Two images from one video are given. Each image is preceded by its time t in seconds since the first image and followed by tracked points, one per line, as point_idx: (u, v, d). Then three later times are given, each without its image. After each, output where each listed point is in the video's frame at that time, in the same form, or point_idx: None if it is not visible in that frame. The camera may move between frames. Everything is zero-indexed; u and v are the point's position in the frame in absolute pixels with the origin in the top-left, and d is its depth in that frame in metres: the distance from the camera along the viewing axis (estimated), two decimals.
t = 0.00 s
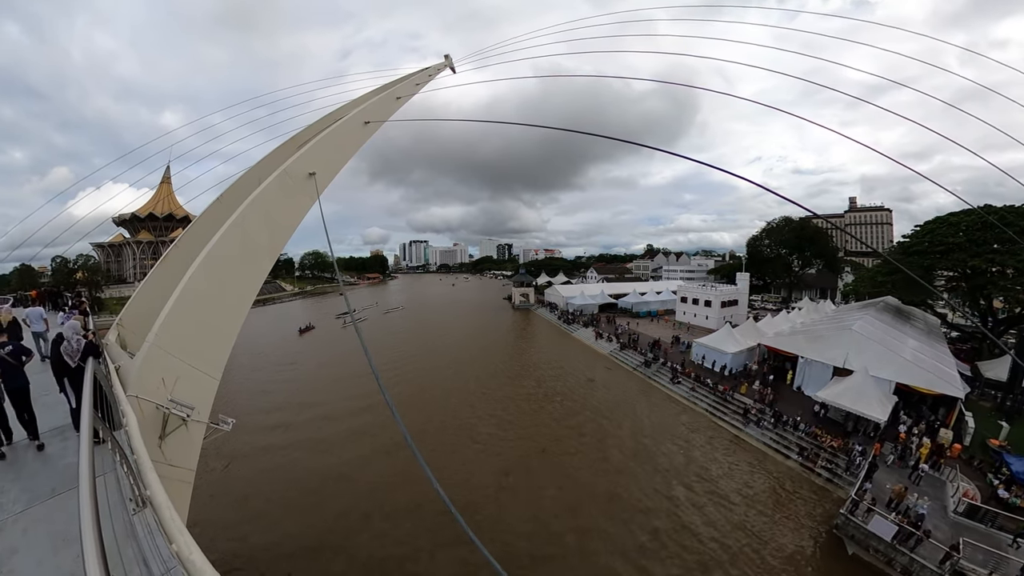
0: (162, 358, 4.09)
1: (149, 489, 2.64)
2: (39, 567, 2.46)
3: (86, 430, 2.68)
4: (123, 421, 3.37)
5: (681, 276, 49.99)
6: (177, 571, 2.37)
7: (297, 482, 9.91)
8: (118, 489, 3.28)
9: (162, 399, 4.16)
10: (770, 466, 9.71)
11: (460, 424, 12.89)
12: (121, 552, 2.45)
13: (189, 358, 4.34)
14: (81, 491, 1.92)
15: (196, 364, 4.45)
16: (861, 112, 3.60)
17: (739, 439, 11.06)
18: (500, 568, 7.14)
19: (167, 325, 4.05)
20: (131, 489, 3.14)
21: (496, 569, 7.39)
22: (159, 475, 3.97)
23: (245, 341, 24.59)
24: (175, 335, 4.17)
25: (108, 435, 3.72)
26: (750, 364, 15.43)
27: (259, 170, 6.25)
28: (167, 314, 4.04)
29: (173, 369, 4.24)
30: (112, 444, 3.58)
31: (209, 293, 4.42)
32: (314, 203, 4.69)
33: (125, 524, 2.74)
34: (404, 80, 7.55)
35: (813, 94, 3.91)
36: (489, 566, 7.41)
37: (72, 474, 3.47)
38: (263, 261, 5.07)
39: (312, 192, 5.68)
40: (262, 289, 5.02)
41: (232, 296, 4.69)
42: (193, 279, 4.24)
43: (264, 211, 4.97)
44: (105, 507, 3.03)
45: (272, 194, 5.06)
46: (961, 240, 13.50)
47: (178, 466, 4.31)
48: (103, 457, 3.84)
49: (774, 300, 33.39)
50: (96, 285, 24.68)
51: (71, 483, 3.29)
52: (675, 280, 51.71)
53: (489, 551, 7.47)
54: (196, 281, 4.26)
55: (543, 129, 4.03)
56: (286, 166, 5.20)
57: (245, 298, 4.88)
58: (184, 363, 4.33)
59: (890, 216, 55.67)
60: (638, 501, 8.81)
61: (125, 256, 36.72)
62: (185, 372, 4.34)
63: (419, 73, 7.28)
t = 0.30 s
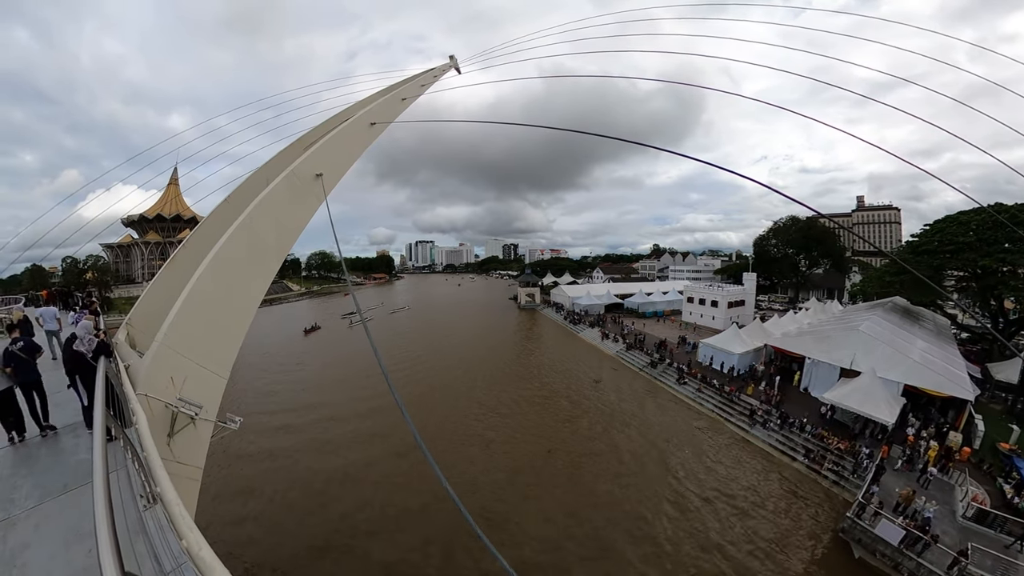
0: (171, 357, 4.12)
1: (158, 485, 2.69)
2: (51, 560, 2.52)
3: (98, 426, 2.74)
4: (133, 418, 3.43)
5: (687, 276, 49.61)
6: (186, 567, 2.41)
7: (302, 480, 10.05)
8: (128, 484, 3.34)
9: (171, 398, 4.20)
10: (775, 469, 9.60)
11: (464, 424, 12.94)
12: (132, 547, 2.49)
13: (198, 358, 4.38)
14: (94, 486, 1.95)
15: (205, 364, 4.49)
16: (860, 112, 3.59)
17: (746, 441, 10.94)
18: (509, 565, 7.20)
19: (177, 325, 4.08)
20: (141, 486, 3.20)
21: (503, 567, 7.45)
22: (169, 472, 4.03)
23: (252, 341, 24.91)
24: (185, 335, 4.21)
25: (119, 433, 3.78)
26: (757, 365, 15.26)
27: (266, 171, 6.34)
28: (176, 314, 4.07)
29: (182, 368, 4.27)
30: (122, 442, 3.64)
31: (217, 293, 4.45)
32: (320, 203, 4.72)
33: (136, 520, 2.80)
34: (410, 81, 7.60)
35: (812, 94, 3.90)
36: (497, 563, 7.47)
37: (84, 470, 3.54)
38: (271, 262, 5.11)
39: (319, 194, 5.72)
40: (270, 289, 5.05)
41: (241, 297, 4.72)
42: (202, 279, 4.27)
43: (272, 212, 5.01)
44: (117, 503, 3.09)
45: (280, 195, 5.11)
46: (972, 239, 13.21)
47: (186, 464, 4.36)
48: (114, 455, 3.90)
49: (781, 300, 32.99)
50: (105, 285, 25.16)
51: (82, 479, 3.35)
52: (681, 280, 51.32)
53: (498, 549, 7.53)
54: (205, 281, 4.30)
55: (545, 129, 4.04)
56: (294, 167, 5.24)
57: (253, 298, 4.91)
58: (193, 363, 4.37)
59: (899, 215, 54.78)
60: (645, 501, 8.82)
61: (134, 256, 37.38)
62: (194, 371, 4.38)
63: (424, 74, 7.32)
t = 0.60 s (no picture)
0: (179, 356, 4.17)
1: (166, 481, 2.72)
2: (62, 554, 2.58)
3: (108, 422, 2.79)
4: (141, 416, 3.49)
5: (693, 276, 49.21)
6: (194, 563, 2.44)
7: (307, 478, 10.18)
8: (137, 481, 3.40)
9: (179, 396, 4.25)
10: (780, 471, 9.49)
11: (467, 424, 12.99)
12: (141, 542, 2.53)
13: (205, 357, 4.43)
14: (104, 480, 1.98)
15: (212, 364, 4.54)
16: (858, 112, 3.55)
17: (752, 442, 10.85)
18: (513, 564, 7.23)
19: (185, 324, 4.13)
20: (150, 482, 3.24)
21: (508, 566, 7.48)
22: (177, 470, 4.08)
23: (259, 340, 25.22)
24: (192, 334, 4.26)
25: (128, 431, 3.84)
26: (764, 366, 15.09)
27: (273, 172, 6.41)
28: (184, 313, 4.12)
29: (190, 367, 4.32)
30: (131, 439, 3.70)
31: (224, 293, 4.50)
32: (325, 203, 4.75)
33: (145, 516, 2.85)
34: (416, 82, 7.64)
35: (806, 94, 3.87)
36: (503, 562, 7.52)
37: (95, 466, 3.61)
38: (278, 262, 5.15)
39: (325, 194, 5.77)
40: (276, 289, 5.10)
41: (247, 297, 4.77)
42: (209, 279, 4.32)
43: (278, 212, 5.07)
44: (126, 499, 3.15)
45: (287, 196, 5.16)
46: (983, 238, 12.92)
47: (194, 462, 4.41)
48: (125, 452, 3.97)
49: (789, 300, 32.57)
50: (115, 285, 25.63)
51: (93, 475, 3.42)
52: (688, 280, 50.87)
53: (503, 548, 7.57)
54: (212, 281, 4.35)
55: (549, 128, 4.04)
56: (300, 168, 5.28)
57: (260, 297, 4.96)
58: (201, 362, 4.42)
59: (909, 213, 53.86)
60: (650, 501, 8.79)
61: (143, 257, 37.99)
62: (201, 370, 4.42)
63: (430, 75, 7.35)
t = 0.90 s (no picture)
0: (186, 355, 4.21)
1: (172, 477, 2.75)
2: (70, 550, 2.62)
3: (116, 419, 2.84)
4: (148, 413, 3.53)
5: (700, 276, 48.76)
6: (198, 559, 2.46)
7: (313, 477, 10.29)
8: (144, 479, 3.44)
9: (186, 395, 4.28)
10: (787, 473, 9.37)
11: (471, 424, 13.02)
12: (148, 539, 2.54)
13: (212, 357, 4.47)
14: (110, 477, 1.99)
15: (220, 363, 4.58)
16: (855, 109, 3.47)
17: (758, 444, 10.73)
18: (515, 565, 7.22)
19: (194, 324, 4.19)
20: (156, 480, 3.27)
21: (510, 566, 7.46)
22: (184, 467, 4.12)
23: (266, 340, 25.54)
24: (200, 333, 4.30)
25: (137, 429, 3.88)
26: (771, 366, 14.91)
27: (280, 174, 6.49)
28: (192, 313, 4.16)
29: (197, 366, 4.36)
30: (139, 437, 3.75)
31: (232, 293, 4.55)
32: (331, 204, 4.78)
33: (152, 513, 2.88)
34: (421, 83, 7.68)
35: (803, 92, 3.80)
36: (504, 562, 7.51)
37: (103, 463, 3.67)
38: (285, 262, 5.20)
39: (332, 195, 5.82)
40: (283, 289, 5.15)
41: (255, 298, 4.82)
42: (216, 279, 4.37)
43: (285, 213, 5.11)
44: (133, 495, 3.19)
45: (294, 198, 5.21)
46: (995, 236, 12.63)
47: (201, 460, 4.44)
48: (133, 450, 4.02)
49: (797, 300, 32.15)
50: (124, 285, 26.11)
51: (100, 472, 3.47)
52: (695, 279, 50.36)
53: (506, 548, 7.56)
54: (220, 281, 4.39)
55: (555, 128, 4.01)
56: (307, 169, 5.33)
57: (268, 297, 5.01)
58: (208, 361, 4.46)
59: (919, 211, 52.91)
60: (652, 503, 8.75)
61: (151, 257, 38.65)
62: (209, 370, 4.47)
63: (435, 75, 7.39)
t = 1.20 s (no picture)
0: (194, 355, 4.24)
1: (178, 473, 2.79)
2: (78, 543, 2.67)
3: (125, 416, 2.88)
4: (156, 411, 3.59)
5: (707, 275, 48.32)
6: (204, 554, 2.47)
7: (318, 476, 10.41)
8: (151, 475, 3.50)
9: (194, 393, 4.32)
10: (793, 475, 9.24)
11: (475, 424, 13.06)
12: (155, 533, 2.58)
13: (220, 356, 4.51)
14: (118, 470, 2.03)
15: (227, 362, 4.62)
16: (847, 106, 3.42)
17: (765, 446, 10.60)
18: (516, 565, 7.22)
19: (202, 323, 4.23)
20: (163, 477, 3.32)
21: (512, 567, 7.46)
22: (191, 465, 4.17)
23: (274, 339, 25.87)
24: (208, 333, 4.34)
25: (146, 427, 3.94)
26: (779, 367, 14.72)
27: (287, 175, 6.56)
28: (200, 313, 4.20)
29: (205, 365, 4.40)
30: (147, 435, 3.80)
31: (239, 292, 4.59)
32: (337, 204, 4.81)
33: (159, 507, 2.92)
34: (427, 84, 7.73)
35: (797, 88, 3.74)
36: (505, 562, 7.52)
37: (112, 459, 3.74)
38: (291, 263, 5.24)
39: (338, 196, 5.87)
40: (291, 289, 5.19)
41: (262, 297, 4.86)
42: (224, 279, 4.40)
43: (292, 214, 5.17)
44: (140, 491, 3.25)
45: (301, 198, 5.26)
46: (1007, 234, 12.35)
47: (208, 458, 4.48)
48: (142, 447, 4.09)
49: (805, 300, 31.72)
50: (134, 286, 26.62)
51: (109, 468, 3.54)
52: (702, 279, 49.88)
53: (508, 549, 7.56)
54: (228, 281, 4.43)
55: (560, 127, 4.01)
56: (314, 170, 5.39)
57: (274, 298, 5.05)
58: (216, 360, 4.50)
59: (929, 209, 51.94)
60: (655, 504, 8.70)
61: (161, 258, 39.32)
62: (216, 368, 4.51)
63: (440, 77, 7.43)
